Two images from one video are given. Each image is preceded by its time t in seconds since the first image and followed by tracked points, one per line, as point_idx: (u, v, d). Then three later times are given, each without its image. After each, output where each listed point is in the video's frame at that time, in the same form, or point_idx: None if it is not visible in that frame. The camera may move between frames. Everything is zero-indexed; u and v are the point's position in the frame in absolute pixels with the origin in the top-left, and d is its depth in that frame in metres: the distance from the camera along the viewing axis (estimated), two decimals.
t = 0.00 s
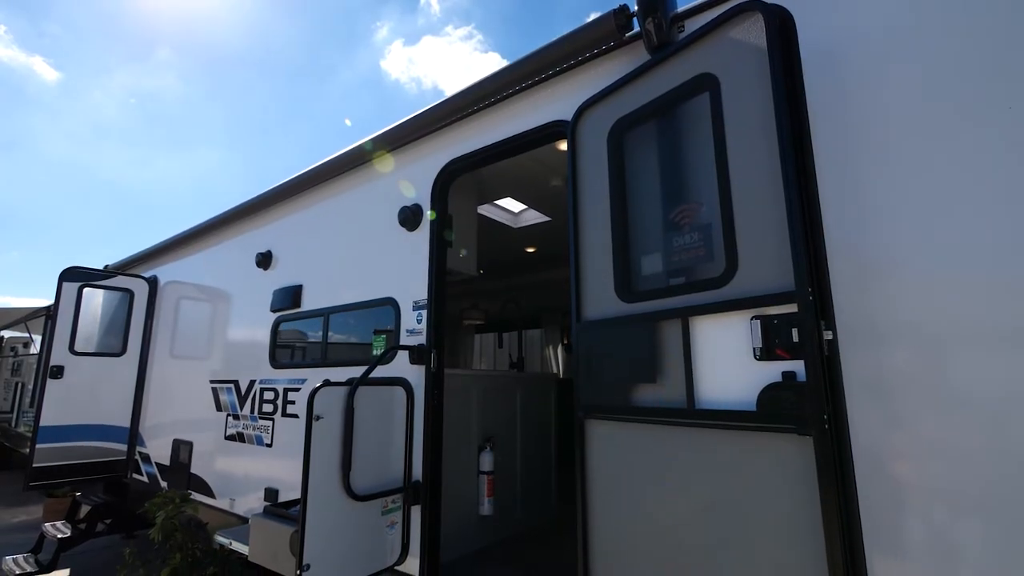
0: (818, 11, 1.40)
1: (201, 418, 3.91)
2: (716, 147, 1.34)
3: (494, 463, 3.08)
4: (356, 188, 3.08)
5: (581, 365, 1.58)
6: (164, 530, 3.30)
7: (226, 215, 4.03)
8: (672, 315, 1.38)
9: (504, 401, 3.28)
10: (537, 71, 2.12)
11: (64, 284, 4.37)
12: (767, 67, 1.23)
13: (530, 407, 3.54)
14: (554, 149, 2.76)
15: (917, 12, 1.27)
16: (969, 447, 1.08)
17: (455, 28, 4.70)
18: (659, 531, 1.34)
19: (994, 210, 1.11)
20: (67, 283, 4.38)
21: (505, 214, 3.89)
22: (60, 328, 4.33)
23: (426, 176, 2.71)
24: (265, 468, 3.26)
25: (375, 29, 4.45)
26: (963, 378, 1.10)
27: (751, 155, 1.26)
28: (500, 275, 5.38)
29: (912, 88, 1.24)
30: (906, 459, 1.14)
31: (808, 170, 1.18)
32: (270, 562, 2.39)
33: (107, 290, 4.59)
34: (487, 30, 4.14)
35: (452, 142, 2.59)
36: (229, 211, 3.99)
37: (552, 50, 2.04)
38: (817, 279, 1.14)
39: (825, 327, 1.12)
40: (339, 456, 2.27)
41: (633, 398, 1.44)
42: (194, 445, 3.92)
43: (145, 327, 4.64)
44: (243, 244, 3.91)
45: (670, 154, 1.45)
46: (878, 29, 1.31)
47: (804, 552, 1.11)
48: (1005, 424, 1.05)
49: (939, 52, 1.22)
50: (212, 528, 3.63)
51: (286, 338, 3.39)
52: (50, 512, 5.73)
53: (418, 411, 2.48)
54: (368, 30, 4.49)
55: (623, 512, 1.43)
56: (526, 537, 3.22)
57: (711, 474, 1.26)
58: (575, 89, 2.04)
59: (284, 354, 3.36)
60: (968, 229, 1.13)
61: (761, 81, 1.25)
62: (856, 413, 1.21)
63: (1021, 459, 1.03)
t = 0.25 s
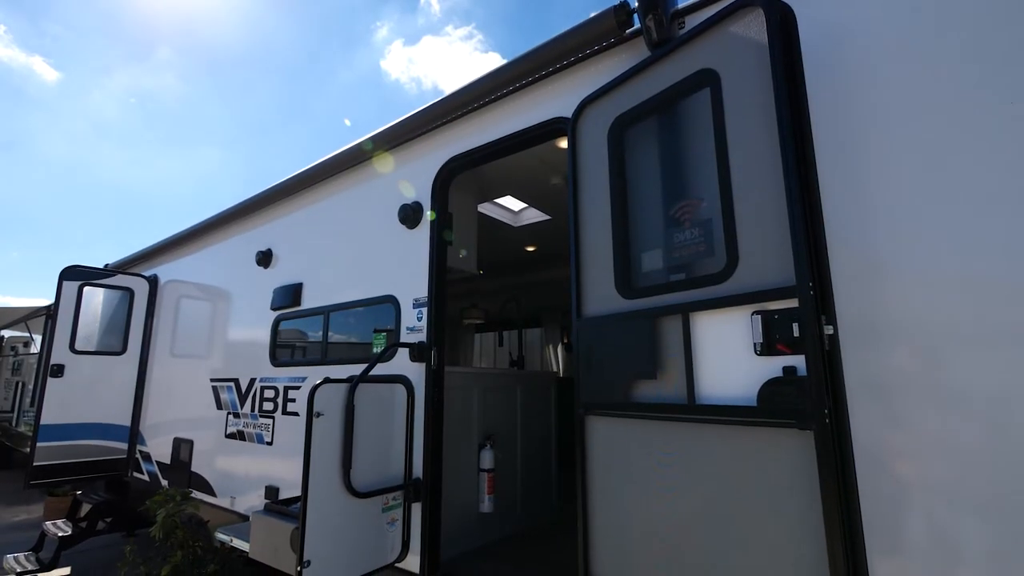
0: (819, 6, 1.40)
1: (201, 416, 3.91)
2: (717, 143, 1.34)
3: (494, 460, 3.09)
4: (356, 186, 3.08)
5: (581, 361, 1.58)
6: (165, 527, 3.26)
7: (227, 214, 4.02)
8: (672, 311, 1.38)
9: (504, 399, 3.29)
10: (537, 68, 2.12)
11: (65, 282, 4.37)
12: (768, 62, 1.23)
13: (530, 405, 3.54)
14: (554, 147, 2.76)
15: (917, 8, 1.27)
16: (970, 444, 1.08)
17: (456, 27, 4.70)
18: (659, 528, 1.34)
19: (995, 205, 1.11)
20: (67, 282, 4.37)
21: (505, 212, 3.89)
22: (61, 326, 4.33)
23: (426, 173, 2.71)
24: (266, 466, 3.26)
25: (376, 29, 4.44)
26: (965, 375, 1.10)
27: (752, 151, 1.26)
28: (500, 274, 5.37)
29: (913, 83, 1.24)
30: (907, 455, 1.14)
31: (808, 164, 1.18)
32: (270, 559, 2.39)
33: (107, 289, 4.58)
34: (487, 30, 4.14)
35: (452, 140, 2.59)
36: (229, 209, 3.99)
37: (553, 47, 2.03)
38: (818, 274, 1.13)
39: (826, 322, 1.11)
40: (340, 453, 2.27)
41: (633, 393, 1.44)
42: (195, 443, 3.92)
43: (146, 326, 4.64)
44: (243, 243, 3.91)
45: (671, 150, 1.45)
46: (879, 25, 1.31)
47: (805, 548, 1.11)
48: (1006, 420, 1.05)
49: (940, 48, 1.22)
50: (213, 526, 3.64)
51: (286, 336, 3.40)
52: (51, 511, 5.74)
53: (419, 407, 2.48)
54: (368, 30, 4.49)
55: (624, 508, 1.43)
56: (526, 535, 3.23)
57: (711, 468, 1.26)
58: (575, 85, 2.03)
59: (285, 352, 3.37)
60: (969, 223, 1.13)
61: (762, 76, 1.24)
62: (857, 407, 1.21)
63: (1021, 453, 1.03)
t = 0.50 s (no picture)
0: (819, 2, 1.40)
1: (202, 414, 3.91)
2: (717, 138, 1.34)
3: (494, 458, 3.09)
4: (356, 184, 3.08)
5: (581, 357, 1.58)
6: (167, 524, 3.26)
7: (227, 212, 4.03)
8: (673, 307, 1.38)
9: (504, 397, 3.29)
10: (537, 65, 2.12)
11: (65, 281, 4.36)
12: (769, 57, 1.23)
13: (530, 403, 3.55)
14: (554, 144, 2.76)
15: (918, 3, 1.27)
16: (971, 440, 1.08)
17: (456, 27, 4.70)
18: (659, 523, 1.35)
19: (995, 199, 1.11)
20: (67, 281, 4.36)
21: (505, 210, 3.89)
22: (61, 325, 4.33)
23: (426, 171, 2.71)
24: (266, 463, 3.27)
25: (376, 28, 4.45)
26: (967, 371, 1.10)
27: (752, 147, 1.26)
28: (500, 273, 5.37)
29: (913, 79, 1.24)
30: (908, 452, 1.14)
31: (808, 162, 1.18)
32: (271, 556, 2.39)
33: (107, 287, 4.57)
34: (487, 29, 4.14)
35: (452, 137, 2.58)
36: (229, 208, 4.00)
37: (553, 44, 2.03)
38: (818, 269, 1.13)
39: (827, 316, 1.12)
40: (340, 450, 2.27)
41: (633, 389, 1.44)
42: (195, 441, 3.92)
43: (146, 325, 4.64)
44: (243, 241, 3.91)
45: (671, 145, 1.45)
46: (879, 20, 1.31)
47: (805, 542, 1.11)
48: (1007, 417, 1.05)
49: (941, 44, 1.22)
50: (213, 524, 3.65)
51: (287, 334, 3.40)
52: (52, 509, 5.74)
53: (419, 404, 2.49)
54: (368, 29, 4.49)
55: (625, 503, 1.43)
56: (527, 532, 3.23)
57: (711, 463, 1.26)
58: (575, 82, 2.03)
59: (285, 350, 3.37)
60: (969, 218, 1.13)
61: (763, 71, 1.24)
62: (857, 402, 1.21)
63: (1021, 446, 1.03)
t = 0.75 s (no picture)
0: None
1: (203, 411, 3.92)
2: (719, 133, 1.34)
3: (495, 455, 3.09)
4: (356, 181, 3.07)
5: (581, 353, 1.58)
6: (168, 521, 3.27)
7: (227, 210, 4.03)
8: (673, 302, 1.38)
9: (504, 394, 3.29)
10: (537, 60, 2.12)
11: (65, 279, 4.38)
12: (771, 51, 1.23)
13: (531, 400, 3.54)
14: (554, 141, 2.76)
15: None
16: (972, 436, 1.08)
17: (456, 25, 4.69)
18: (659, 519, 1.35)
19: (996, 192, 1.10)
20: (67, 278, 4.38)
21: (505, 208, 3.89)
22: (61, 323, 4.34)
23: (426, 168, 2.71)
24: (267, 461, 3.27)
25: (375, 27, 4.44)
26: (968, 367, 1.10)
27: (753, 141, 1.26)
28: (501, 271, 5.37)
29: (914, 72, 1.24)
30: (909, 448, 1.14)
31: (810, 158, 1.19)
32: (271, 551, 2.40)
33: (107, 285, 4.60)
34: (487, 27, 4.13)
35: (452, 133, 2.58)
36: (229, 206, 3.99)
37: (553, 39, 2.03)
38: (818, 264, 1.13)
39: (828, 310, 1.13)
40: (340, 446, 2.27)
41: (633, 384, 1.44)
42: (196, 439, 3.93)
43: (146, 323, 4.65)
44: (244, 239, 3.91)
45: (672, 140, 1.45)
46: (880, 14, 1.30)
47: (804, 537, 1.11)
48: (1009, 412, 1.05)
49: (943, 38, 1.22)
50: (214, 521, 3.65)
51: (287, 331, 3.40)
52: (53, 507, 5.75)
53: (420, 400, 2.49)
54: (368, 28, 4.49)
55: (625, 498, 1.43)
56: (527, 529, 3.23)
57: (711, 457, 1.26)
58: (575, 77, 2.03)
59: (285, 348, 3.37)
60: (971, 211, 1.13)
61: (764, 65, 1.24)
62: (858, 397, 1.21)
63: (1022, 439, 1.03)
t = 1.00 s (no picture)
0: None
1: (203, 408, 3.92)
2: (720, 126, 1.33)
3: (495, 450, 3.10)
4: (356, 178, 3.07)
5: (582, 348, 1.58)
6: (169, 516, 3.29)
7: (226, 207, 4.02)
8: (674, 296, 1.38)
9: (503, 390, 3.29)
10: (538, 55, 2.12)
11: (65, 276, 4.38)
12: (773, 43, 1.23)
13: (531, 396, 3.55)
14: (554, 136, 2.75)
15: None
16: (973, 431, 1.07)
17: (456, 23, 4.69)
18: (659, 513, 1.35)
19: (1001, 183, 1.09)
20: (67, 275, 4.38)
21: (505, 205, 3.88)
22: (61, 320, 4.34)
23: (426, 163, 2.70)
24: (268, 457, 3.27)
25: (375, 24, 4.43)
26: (969, 362, 1.09)
27: (754, 135, 1.26)
28: (501, 268, 5.37)
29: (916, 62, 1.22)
30: (909, 443, 1.13)
31: (811, 153, 1.20)
32: (272, 546, 2.40)
33: (107, 283, 4.60)
34: (488, 24, 4.13)
35: (452, 129, 2.58)
36: (228, 203, 3.99)
37: (554, 34, 2.03)
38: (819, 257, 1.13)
39: (829, 304, 1.14)
40: (341, 441, 2.27)
41: (633, 379, 1.44)
42: (197, 436, 3.93)
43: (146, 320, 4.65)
44: (244, 236, 3.91)
45: (673, 134, 1.44)
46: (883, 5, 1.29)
47: (805, 530, 1.12)
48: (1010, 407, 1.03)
49: (946, 27, 1.20)
50: (215, 517, 3.66)
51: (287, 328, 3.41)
52: (54, 504, 5.76)
53: (420, 396, 2.50)
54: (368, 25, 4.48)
55: (624, 492, 1.43)
56: (528, 524, 3.24)
57: (711, 450, 1.27)
58: (575, 72, 2.03)
59: (286, 344, 3.38)
60: (975, 202, 1.11)
61: (766, 59, 1.25)
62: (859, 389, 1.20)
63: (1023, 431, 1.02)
